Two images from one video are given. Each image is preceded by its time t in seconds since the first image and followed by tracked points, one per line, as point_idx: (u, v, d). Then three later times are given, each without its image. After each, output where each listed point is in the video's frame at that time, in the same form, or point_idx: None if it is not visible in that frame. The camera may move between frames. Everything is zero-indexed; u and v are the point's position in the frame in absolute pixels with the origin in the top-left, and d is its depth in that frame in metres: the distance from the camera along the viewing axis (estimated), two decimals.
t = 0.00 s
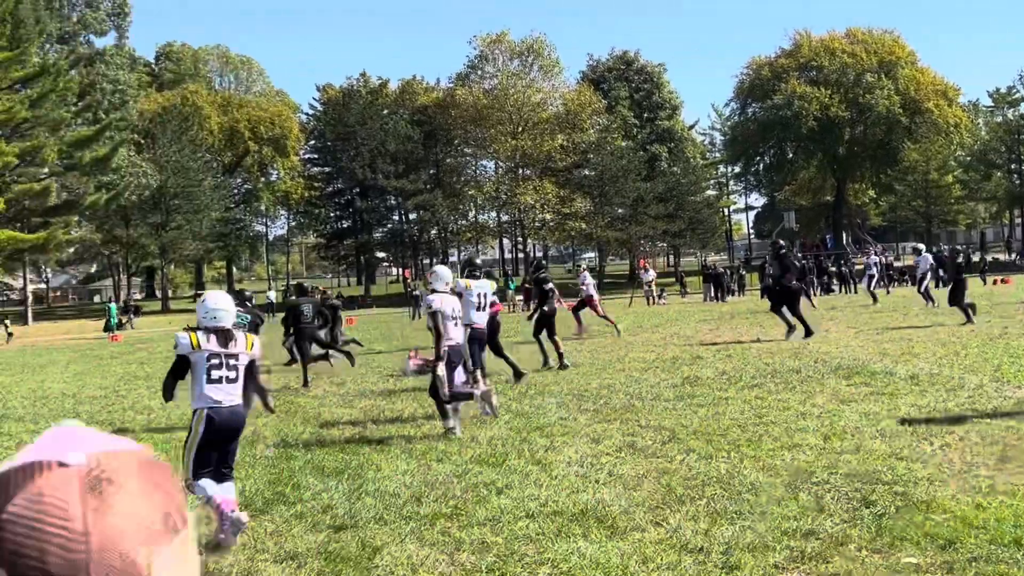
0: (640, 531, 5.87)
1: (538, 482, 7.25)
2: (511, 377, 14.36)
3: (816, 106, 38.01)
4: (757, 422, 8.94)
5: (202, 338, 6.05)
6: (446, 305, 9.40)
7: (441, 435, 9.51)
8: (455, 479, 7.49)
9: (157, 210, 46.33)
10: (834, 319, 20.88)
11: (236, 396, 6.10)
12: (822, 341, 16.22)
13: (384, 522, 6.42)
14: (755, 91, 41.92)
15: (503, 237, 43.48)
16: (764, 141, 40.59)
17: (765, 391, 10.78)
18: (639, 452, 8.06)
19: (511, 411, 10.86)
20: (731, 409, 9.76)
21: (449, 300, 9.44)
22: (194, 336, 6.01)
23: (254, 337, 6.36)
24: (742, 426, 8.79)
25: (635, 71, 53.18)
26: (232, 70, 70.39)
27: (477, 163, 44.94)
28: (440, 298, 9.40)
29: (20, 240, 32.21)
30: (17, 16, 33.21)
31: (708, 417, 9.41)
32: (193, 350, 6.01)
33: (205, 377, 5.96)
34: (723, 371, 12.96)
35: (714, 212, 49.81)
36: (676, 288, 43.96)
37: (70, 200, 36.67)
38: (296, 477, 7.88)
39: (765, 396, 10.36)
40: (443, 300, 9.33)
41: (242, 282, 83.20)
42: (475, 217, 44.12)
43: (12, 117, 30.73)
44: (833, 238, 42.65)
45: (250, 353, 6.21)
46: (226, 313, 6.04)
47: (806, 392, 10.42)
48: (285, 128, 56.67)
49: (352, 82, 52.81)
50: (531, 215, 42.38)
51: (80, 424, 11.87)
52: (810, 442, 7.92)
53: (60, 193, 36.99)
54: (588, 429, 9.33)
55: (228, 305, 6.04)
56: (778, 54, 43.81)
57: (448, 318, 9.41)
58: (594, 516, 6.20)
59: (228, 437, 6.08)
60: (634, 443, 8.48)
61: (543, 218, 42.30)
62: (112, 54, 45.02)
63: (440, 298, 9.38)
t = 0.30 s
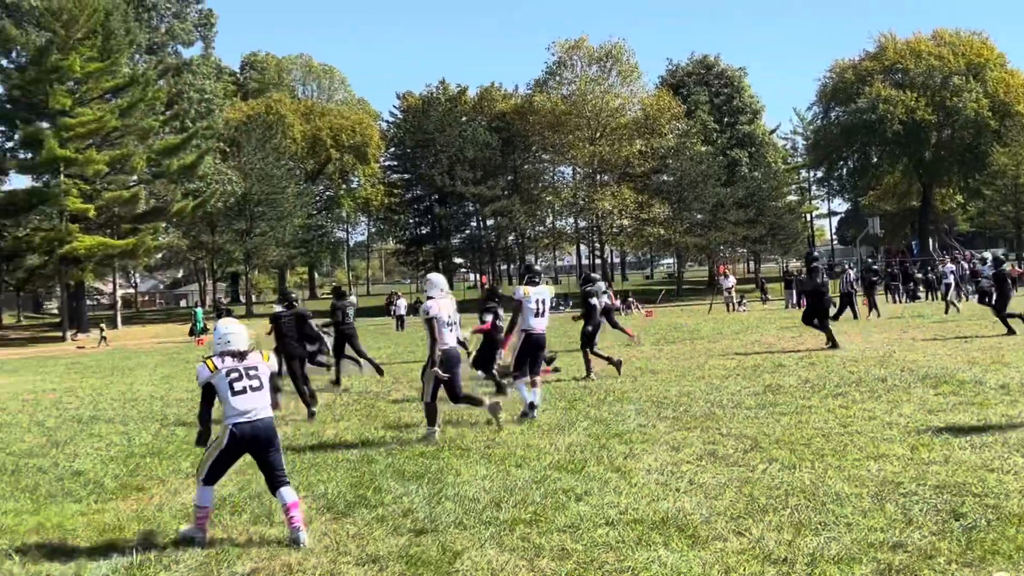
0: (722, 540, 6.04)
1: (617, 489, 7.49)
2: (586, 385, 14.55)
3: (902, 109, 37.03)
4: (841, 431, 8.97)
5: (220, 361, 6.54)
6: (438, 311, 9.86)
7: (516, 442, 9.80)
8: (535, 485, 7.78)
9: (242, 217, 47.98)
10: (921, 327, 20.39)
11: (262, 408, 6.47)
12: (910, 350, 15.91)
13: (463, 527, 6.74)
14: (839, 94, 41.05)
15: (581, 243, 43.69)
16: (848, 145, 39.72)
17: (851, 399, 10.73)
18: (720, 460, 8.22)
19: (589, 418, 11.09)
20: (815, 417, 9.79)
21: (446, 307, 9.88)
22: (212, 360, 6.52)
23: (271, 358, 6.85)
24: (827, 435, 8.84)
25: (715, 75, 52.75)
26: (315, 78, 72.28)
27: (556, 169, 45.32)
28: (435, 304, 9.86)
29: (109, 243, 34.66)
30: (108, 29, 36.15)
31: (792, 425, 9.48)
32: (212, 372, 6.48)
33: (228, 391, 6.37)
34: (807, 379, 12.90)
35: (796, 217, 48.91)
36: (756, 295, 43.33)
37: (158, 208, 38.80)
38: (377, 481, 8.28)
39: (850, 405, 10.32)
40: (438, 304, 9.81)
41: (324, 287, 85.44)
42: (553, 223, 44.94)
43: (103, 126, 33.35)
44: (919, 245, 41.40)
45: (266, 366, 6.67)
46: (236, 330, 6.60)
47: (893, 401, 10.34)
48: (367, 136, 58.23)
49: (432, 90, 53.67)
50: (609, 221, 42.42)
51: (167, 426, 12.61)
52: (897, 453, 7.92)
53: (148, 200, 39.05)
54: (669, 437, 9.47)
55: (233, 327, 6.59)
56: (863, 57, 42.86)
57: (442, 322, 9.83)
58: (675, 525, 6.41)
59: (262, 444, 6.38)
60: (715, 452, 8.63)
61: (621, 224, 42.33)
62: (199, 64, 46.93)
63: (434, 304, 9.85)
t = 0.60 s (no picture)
0: (809, 553, 6.24)
1: (699, 500, 7.72)
2: (660, 395, 14.72)
3: (992, 112, 35.92)
4: (930, 444, 9.01)
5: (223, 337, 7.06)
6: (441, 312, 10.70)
7: (591, 452, 10.09)
8: (614, 495, 8.07)
9: (325, 224, 49.09)
10: (1011, 336, 19.88)
11: (265, 381, 7.09)
12: (998, 360, 15.63)
13: (544, 536, 7.08)
14: (926, 96, 40.00)
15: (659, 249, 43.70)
16: (935, 149, 38.58)
17: (940, 411, 10.71)
18: (805, 472, 8.40)
19: (669, 427, 11.35)
20: (902, 429, 9.82)
21: (448, 310, 10.75)
22: (214, 335, 7.01)
23: (272, 333, 7.37)
24: (915, 447, 8.89)
25: (796, 79, 52.07)
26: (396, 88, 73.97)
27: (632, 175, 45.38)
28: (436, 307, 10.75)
29: (195, 250, 36.43)
30: (194, 41, 38.14)
31: (878, 437, 9.55)
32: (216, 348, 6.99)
33: (228, 368, 6.94)
34: (893, 390, 12.87)
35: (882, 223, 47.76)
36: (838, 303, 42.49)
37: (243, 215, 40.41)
38: (457, 488, 8.70)
39: (942, 417, 10.28)
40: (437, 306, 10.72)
41: (404, 294, 87.10)
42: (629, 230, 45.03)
43: (190, 135, 35.32)
44: (1011, 252, 39.80)
45: (267, 343, 7.24)
46: (237, 309, 7.12)
47: (983, 412, 10.29)
48: (445, 144, 59.42)
49: (510, 98, 54.35)
50: (687, 228, 42.13)
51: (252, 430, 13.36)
52: (988, 466, 7.94)
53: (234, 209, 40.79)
54: (753, 447, 9.62)
55: (242, 303, 7.16)
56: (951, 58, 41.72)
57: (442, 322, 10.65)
58: (761, 537, 6.63)
59: (265, 417, 7.03)
60: (800, 463, 8.79)
61: (700, 230, 42.15)
62: (283, 76, 48.74)
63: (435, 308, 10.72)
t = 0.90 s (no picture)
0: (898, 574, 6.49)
1: (784, 518, 7.92)
2: (734, 407, 14.85)
3: None
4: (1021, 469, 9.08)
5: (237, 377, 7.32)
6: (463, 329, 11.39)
7: (672, 464, 10.39)
8: (695, 510, 8.33)
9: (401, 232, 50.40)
10: None
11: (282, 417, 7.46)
12: None
13: (624, 550, 7.27)
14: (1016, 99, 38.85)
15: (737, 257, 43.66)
16: None
17: None
18: (891, 491, 8.70)
19: (751, 440, 11.63)
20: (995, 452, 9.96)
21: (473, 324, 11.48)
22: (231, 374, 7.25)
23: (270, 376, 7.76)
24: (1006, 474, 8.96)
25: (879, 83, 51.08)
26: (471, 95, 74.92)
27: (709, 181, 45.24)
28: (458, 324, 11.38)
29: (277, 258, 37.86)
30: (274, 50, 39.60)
31: (971, 461, 9.71)
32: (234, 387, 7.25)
33: (258, 408, 7.22)
34: (984, 408, 12.94)
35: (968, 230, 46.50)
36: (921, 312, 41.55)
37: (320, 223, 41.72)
38: (536, 500, 9.03)
39: None
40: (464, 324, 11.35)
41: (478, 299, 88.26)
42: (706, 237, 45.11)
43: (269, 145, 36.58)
44: None
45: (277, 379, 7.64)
46: (249, 354, 7.44)
47: None
48: (519, 151, 60.12)
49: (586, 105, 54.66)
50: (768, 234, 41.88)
51: (334, 437, 14.01)
52: None
53: (313, 216, 42.19)
54: (838, 461, 10.06)
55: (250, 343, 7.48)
56: None
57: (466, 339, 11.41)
58: (849, 558, 6.85)
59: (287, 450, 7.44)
60: (885, 478, 9.24)
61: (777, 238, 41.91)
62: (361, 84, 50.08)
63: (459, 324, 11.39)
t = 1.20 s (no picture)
0: None
1: (857, 528, 8.21)
2: (797, 415, 15.26)
3: None
4: None
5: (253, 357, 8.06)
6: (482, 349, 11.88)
7: (743, 473, 10.84)
8: (764, 519, 8.67)
9: (468, 239, 51.62)
10: None
11: (285, 399, 8.14)
12: None
13: (694, 558, 7.56)
14: None
15: (809, 263, 43.40)
16: None
17: None
18: (966, 500, 9.03)
19: (821, 449, 12.03)
20: None
21: (489, 345, 11.91)
22: (247, 355, 8.00)
23: (292, 353, 8.42)
24: None
25: (953, 87, 50.34)
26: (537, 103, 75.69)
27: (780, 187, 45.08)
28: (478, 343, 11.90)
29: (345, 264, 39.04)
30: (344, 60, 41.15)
31: None
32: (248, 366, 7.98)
33: (261, 388, 7.98)
34: None
35: None
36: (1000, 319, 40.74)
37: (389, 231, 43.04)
38: (604, 507, 9.43)
39: None
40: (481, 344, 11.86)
41: (545, 307, 88.82)
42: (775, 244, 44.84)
43: (340, 153, 38.61)
44: None
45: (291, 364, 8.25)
46: (268, 334, 8.12)
47: None
48: (585, 158, 60.72)
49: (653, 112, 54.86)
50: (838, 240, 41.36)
51: (399, 443, 14.65)
52: None
53: (382, 223, 43.50)
54: (912, 471, 10.40)
55: (271, 326, 8.11)
56: None
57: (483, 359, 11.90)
58: (921, 567, 7.10)
59: (279, 434, 8.10)
60: (960, 489, 9.49)
61: (850, 244, 41.39)
62: (428, 92, 51.26)
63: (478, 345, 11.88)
